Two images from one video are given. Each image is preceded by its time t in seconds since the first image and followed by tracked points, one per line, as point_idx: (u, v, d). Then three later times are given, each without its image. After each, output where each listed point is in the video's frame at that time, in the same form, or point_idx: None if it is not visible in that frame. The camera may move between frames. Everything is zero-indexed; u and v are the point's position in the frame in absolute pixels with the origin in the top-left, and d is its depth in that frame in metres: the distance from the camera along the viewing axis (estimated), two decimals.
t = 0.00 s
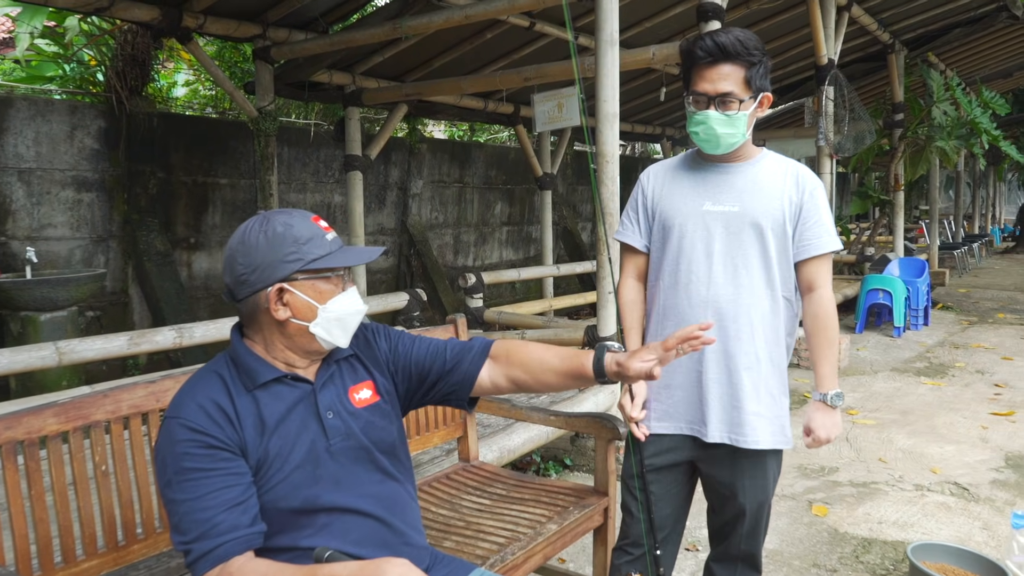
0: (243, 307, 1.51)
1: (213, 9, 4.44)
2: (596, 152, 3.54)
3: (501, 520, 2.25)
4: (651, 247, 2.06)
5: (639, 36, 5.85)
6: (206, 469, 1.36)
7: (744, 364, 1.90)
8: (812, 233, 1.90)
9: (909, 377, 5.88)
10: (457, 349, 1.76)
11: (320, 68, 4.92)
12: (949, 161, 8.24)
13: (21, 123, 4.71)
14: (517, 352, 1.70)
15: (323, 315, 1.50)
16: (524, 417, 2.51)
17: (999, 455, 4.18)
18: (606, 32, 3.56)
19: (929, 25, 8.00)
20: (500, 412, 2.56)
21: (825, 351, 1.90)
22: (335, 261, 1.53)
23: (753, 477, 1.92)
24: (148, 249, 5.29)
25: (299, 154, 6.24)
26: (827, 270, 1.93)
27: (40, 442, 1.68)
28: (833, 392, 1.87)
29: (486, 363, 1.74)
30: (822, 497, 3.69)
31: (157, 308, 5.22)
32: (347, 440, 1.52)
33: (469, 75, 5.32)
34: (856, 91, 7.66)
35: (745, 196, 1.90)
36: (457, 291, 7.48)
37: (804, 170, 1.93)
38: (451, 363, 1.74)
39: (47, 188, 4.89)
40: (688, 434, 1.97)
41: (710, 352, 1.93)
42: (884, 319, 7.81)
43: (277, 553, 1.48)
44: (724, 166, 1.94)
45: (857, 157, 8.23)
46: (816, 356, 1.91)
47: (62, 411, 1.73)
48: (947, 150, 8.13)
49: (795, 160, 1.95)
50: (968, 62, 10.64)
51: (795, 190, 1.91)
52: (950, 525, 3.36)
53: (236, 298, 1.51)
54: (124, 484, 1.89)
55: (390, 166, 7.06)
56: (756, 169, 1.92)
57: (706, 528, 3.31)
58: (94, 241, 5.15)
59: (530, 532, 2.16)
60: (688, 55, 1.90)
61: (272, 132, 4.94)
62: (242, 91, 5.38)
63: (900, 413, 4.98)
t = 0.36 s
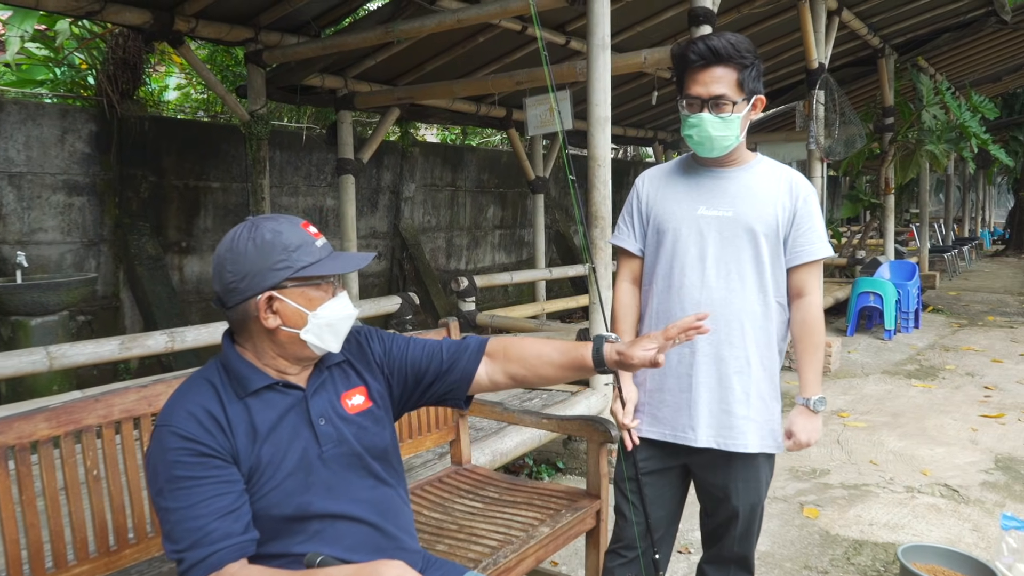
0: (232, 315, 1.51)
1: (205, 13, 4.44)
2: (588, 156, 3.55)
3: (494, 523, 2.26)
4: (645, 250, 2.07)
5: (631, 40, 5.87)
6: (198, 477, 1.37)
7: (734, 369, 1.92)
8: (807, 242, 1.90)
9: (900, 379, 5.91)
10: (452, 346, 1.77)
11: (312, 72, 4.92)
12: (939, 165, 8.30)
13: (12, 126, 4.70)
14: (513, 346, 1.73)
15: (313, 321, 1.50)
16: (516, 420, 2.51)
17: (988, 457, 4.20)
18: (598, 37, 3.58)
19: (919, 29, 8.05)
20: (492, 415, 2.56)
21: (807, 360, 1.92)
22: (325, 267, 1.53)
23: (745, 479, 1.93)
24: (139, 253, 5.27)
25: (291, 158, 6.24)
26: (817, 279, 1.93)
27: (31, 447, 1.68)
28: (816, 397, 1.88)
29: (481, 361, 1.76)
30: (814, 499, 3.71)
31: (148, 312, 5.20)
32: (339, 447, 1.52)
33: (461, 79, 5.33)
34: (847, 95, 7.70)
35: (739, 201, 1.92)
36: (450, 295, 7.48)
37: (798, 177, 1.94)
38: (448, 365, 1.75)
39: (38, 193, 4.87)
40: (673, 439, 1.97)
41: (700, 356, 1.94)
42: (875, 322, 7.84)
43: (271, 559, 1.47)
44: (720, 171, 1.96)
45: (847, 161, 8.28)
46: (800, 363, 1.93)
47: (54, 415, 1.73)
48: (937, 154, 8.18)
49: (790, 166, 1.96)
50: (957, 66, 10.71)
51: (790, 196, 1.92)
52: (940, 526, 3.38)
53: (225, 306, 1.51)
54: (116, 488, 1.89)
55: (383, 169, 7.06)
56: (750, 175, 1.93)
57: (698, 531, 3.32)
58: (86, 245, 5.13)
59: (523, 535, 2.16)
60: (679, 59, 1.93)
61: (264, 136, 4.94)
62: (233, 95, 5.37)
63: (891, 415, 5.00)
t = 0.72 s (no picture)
0: (223, 322, 1.49)
1: (197, 15, 4.43)
2: (581, 157, 3.55)
3: (487, 523, 2.26)
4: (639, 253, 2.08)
5: (624, 42, 5.89)
6: (192, 490, 1.35)
7: (727, 371, 1.92)
8: (800, 245, 1.91)
9: (892, 380, 5.94)
10: (447, 366, 1.83)
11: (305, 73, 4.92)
12: (930, 167, 8.35)
13: (3, 128, 4.68)
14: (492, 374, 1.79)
15: (308, 326, 1.50)
16: (509, 421, 2.52)
17: (979, 457, 4.23)
18: (591, 38, 3.59)
19: (910, 31, 8.10)
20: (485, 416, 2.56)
21: (799, 359, 1.92)
22: (317, 271, 1.53)
23: (739, 479, 1.93)
24: (132, 255, 5.26)
25: (284, 160, 6.23)
26: (807, 279, 1.94)
27: (23, 449, 1.67)
28: (804, 398, 1.89)
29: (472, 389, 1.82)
30: (806, 499, 3.72)
31: (141, 314, 5.19)
32: (335, 453, 1.52)
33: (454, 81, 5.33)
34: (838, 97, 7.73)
35: (732, 205, 1.92)
36: (443, 296, 7.48)
37: (790, 181, 1.95)
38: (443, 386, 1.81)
39: (30, 194, 4.85)
40: (666, 441, 1.98)
41: (693, 358, 1.94)
42: (867, 324, 7.88)
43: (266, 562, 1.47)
44: (714, 175, 1.96)
45: (839, 163, 8.31)
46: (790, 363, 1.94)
47: (46, 417, 1.72)
48: (929, 156, 8.22)
49: (782, 170, 1.97)
50: (949, 68, 10.77)
51: (782, 200, 1.93)
52: (932, 527, 3.40)
53: (217, 312, 1.49)
54: (108, 490, 1.88)
55: (376, 171, 7.05)
56: (743, 178, 1.94)
57: (691, 532, 3.33)
58: (78, 247, 5.11)
59: (516, 536, 2.16)
60: (675, 61, 1.93)
61: (257, 138, 4.93)
62: (226, 97, 5.36)
63: (883, 416, 5.03)
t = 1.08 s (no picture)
0: (230, 334, 1.45)
1: (194, 14, 4.43)
2: (578, 157, 3.55)
3: (484, 523, 2.26)
4: (634, 257, 2.03)
5: (620, 42, 5.89)
6: (197, 510, 1.33)
7: (735, 371, 1.94)
8: (788, 241, 1.99)
9: (888, 380, 5.95)
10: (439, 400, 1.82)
11: (302, 73, 4.92)
12: (926, 167, 8.37)
13: None
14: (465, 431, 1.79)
15: (316, 342, 1.47)
16: (506, 421, 2.51)
17: (975, 457, 4.24)
18: (587, 39, 3.59)
19: (906, 31, 8.12)
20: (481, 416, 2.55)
21: (796, 353, 2.00)
22: (327, 286, 1.49)
23: (740, 475, 1.96)
24: (128, 254, 5.25)
25: (280, 159, 6.22)
26: (795, 273, 2.02)
27: (19, 449, 1.67)
28: (808, 390, 1.98)
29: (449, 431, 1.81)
30: (803, 499, 3.73)
31: (137, 314, 5.18)
32: (339, 466, 1.51)
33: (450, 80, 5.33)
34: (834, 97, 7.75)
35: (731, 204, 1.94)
36: (440, 295, 7.48)
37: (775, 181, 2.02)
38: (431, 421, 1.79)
39: (26, 193, 4.85)
40: (675, 443, 1.98)
41: (702, 360, 1.94)
42: (864, 324, 7.89)
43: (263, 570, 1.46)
44: (707, 176, 1.97)
45: (835, 163, 8.32)
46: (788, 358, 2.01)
47: (42, 416, 1.71)
48: (925, 156, 8.24)
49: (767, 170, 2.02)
50: (944, 69, 10.79)
51: (773, 199, 1.99)
52: (927, 526, 3.41)
53: (223, 324, 1.45)
54: (104, 490, 1.88)
55: (373, 171, 7.05)
56: (738, 179, 1.96)
57: (688, 531, 3.33)
58: (74, 246, 5.10)
59: (514, 535, 2.16)
60: (692, 64, 1.89)
61: (253, 137, 4.92)
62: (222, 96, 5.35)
63: (879, 416, 5.04)
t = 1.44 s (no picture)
0: (244, 346, 1.38)
1: (196, 13, 4.43)
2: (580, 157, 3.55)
3: (485, 522, 2.26)
4: (640, 257, 2.01)
5: (622, 42, 5.89)
6: (217, 534, 1.29)
7: (749, 364, 1.98)
8: (777, 239, 2.11)
9: (891, 380, 5.95)
10: (465, 377, 1.77)
11: (303, 72, 4.92)
12: (928, 166, 8.35)
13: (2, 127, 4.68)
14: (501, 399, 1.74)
15: (337, 356, 1.42)
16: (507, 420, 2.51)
17: (977, 457, 4.23)
18: (590, 38, 3.58)
19: (908, 31, 8.10)
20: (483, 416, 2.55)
21: (788, 348, 2.16)
22: (349, 302, 1.42)
23: (748, 471, 2.00)
24: (131, 253, 5.25)
25: (282, 158, 6.23)
26: (783, 271, 2.18)
27: (21, 447, 1.67)
28: (798, 381, 2.11)
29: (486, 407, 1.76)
30: (805, 499, 3.72)
31: (139, 313, 5.18)
32: (354, 477, 1.48)
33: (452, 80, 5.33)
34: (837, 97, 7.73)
35: (735, 200, 1.98)
36: (442, 295, 7.48)
37: (765, 180, 2.11)
38: (460, 404, 1.74)
39: (28, 193, 4.85)
40: (692, 440, 1.99)
41: (718, 356, 1.96)
42: (866, 323, 7.88)
43: None
44: (707, 173, 2.00)
45: (837, 162, 8.31)
46: (779, 351, 2.17)
47: (45, 415, 1.71)
48: (927, 155, 8.22)
49: (756, 169, 2.11)
50: (947, 68, 10.77)
51: (767, 197, 2.07)
52: (930, 526, 3.40)
53: (236, 335, 1.38)
54: (107, 488, 1.88)
55: (374, 170, 7.04)
56: (736, 177, 2.02)
57: (689, 530, 3.33)
58: (76, 245, 5.11)
59: (516, 535, 2.16)
60: (700, 60, 1.92)
61: (256, 136, 4.92)
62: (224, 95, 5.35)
63: (881, 415, 5.03)
